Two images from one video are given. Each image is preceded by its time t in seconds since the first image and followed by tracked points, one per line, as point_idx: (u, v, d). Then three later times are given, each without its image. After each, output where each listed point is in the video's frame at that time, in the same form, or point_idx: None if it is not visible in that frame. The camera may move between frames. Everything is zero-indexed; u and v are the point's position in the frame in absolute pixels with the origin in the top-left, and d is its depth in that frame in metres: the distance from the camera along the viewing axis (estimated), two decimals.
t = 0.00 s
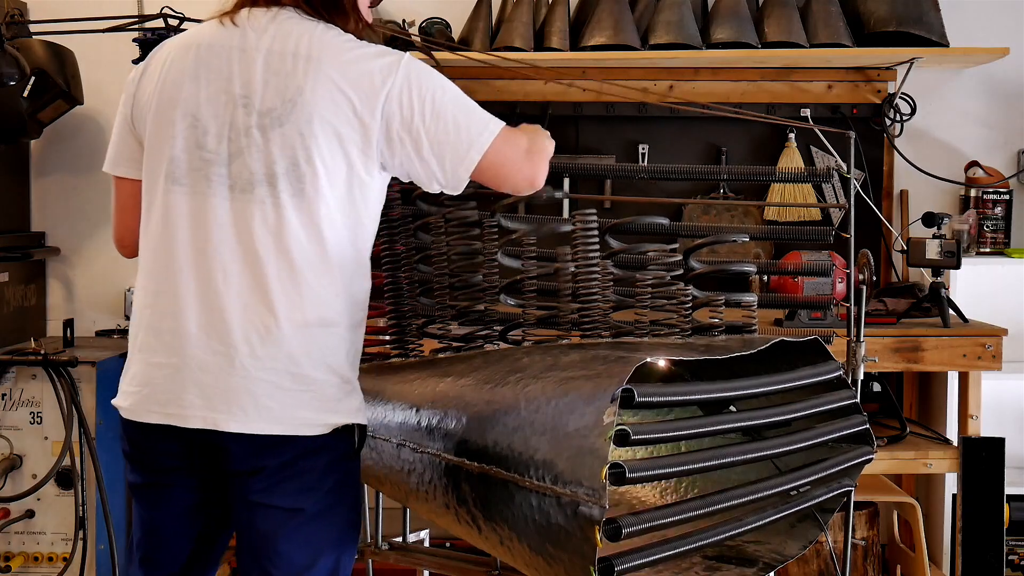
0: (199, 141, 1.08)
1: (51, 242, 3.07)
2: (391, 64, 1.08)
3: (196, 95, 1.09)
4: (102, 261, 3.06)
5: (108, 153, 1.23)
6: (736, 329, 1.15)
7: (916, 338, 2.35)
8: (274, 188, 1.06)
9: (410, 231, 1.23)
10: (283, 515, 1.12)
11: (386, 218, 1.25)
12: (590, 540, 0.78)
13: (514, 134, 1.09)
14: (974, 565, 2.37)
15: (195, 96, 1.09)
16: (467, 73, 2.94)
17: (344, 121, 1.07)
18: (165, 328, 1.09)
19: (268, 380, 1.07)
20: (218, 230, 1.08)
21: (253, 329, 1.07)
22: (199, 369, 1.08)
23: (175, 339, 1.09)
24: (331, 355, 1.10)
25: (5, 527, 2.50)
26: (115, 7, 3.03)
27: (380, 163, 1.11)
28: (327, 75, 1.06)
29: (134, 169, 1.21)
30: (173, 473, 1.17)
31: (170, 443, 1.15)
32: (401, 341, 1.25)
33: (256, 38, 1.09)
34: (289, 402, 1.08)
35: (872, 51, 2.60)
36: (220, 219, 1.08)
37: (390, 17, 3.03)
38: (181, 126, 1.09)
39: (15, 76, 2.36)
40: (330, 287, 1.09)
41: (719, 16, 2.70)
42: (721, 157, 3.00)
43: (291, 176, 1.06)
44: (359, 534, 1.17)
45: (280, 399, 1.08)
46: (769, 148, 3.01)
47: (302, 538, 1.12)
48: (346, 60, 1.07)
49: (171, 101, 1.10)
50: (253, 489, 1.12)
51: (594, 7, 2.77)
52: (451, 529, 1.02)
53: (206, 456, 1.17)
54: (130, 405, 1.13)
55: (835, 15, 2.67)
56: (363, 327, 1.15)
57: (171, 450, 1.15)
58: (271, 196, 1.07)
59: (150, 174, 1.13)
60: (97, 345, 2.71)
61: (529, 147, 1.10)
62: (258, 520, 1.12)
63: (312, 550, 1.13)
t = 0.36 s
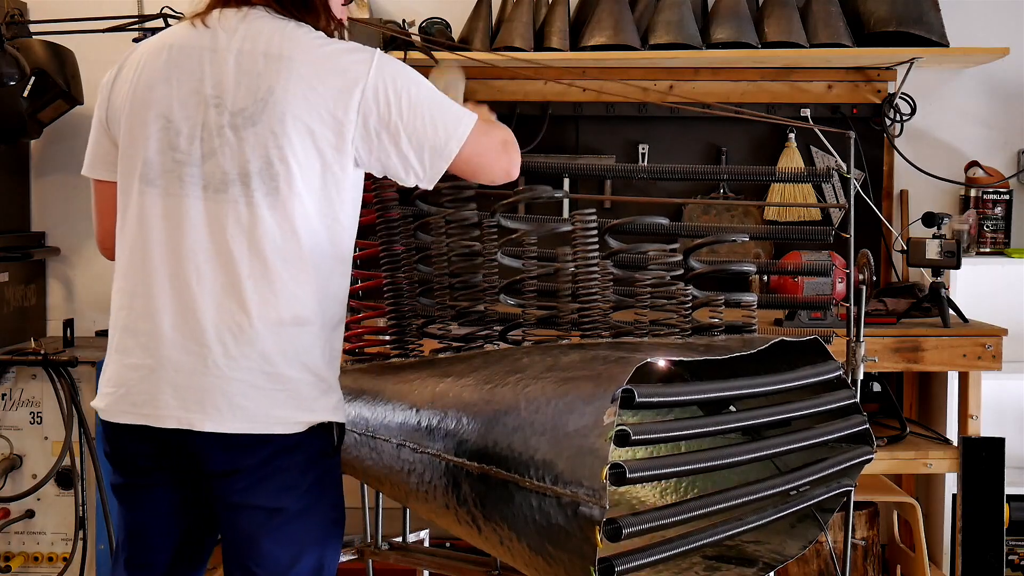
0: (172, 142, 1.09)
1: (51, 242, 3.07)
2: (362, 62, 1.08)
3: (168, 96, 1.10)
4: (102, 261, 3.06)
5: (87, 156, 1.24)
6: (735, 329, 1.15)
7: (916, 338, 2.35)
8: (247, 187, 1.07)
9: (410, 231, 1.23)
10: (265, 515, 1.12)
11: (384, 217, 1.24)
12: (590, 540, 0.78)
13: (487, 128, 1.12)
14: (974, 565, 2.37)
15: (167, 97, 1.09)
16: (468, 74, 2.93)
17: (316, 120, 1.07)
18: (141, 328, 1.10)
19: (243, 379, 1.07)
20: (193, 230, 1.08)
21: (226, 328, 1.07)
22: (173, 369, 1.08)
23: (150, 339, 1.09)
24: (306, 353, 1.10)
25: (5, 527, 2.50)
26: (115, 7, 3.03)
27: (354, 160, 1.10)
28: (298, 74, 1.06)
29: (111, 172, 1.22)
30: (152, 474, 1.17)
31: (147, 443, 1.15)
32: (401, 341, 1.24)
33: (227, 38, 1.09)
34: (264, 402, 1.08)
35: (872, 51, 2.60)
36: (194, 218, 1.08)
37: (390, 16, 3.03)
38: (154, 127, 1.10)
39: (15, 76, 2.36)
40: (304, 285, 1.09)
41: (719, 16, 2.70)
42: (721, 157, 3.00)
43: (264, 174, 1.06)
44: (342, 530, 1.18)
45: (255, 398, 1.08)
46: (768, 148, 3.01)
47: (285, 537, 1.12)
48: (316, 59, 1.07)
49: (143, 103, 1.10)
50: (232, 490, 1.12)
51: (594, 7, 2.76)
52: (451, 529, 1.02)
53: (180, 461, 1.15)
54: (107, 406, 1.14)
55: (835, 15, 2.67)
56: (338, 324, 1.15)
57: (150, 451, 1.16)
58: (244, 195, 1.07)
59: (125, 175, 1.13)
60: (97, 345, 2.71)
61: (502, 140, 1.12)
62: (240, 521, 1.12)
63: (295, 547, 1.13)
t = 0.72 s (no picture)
0: (163, 143, 1.09)
1: (50, 242, 3.07)
2: (350, 61, 1.08)
3: (158, 97, 1.10)
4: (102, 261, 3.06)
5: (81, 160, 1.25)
6: (736, 329, 1.15)
7: (916, 338, 2.35)
8: (236, 187, 1.07)
9: (410, 231, 1.23)
10: (259, 515, 1.12)
11: (384, 217, 1.23)
12: (590, 541, 0.78)
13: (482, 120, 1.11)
14: (974, 565, 2.36)
15: (156, 98, 1.10)
16: (468, 73, 2.93)
17: (304, 119, 1.07)
18: (132, 330, 1.10)
19: (234, 380, 1.07)
20: (183, 231, 1.08)
21: (217, 329, 1.07)
22: (165, 370, 1.08)
23: (141, 340, 1.09)
24: (297, 353, 1.10)
25: (5, 527, 2.50)
26: (115, 7, 3.03)
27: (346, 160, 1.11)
28: (287, 74, 1.06)
29: (103, 175, 1.23)
30: (146, 474, 1.18)
31: (141, 443, 1.16)
32: (401, 341, 1.24)
33: (215, 38, 1.09)
34: (255, 401, 1.08)
35: (872, 51, 2.60)
36: (184, 220, 1.08)
37: (390, 17, 3.03)
38: (145, 128, 1.10)
39: (15, 76, 2.36)
40: (295, 284, 1.09)
41: (719, 16, 2.70)
42: (721, 157, 3.00)
43: (253, 175, 1.07)
44: (338, 530, 1.17)
45: (246, 398, 1.08)
46: (768, 148, 3.01)
47: (280, 536, 1.12)
48: (305, 59, 1.07)
49: (134, 105, 1.10)
50: (226, 491, 1.12)
51: (594, 7, 2.76)
52: (451, 530, 1.02)
53: (175, 461, 1.16)
54: (100, 408, 1.13)
55: (835, 15, 2.67)
56: (332, 325, 1.15)
57: (145, 451, 1.16)
58: (233, 195, 1.07)
59: (117, 177, 1.13)
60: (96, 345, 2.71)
61: (496, 133, 1.12)
62: (234, 521, 1.12)
63: (290, 547, 1.12)
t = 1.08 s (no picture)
0: (183, 142, 1.09)
1: (50, 242, 3.07)
2: (375, 65, 1.07)
3: (180, 95, 1.10)
4: (102, 261, 3.06)
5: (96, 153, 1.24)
6: (736, 329, 1.15)
7: (916, 338, 2.35)
8: (257, 189, 1.06)
9: (410, 231, 1.23)
10: (273, 517, 1.12)
11: (385, 217, 1.25)
12: (591, 540, 0.78)
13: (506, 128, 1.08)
14: (974, 565, 2.36)
15: (179, 97, 1.10)
16: (468, 73, 2.93)
17: (326, 122, 1.06)
18: (148, 328, 1.10)
19: (249, 382, 1.07)
20: (201, 231, 1.08)
21: (235, 331, 1.07)
22: (180, 370, 1.08)
23: (156, 339, 1.09)
24: (313, 357, 1.09)
25: (5, 527, 2.50)
26: (115, 7, 3.03)
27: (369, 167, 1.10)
28: (310, 76, 1.06)
29: (121, 167, 1.22)
30: (159, 473, 1.17)
31: (153, 443, 1.15)
32: (401, 341, 1.24)
33: (240, 39, 1.09)
34: (269, 405, 1.08)
35: (872, 51, 2.60)
36: (203, 219, 1.08)
37: (390, 16, 3.03)
38: (166, 126, 1.10)
39: (15, 76, 2.35)
40: (314, 288, 1.08)
41: (719, 16, 2.70)
42: (721, 157, 3.00)
43: (273, 177, 1.06)
44: (351, 531, 1.17)
45: (261, 401, 1.07)
46: (768, 148, 3.01)
47: (294, 538, 1.12)
48: (330, 61, 1.06)
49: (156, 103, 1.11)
50: (240, 493, 1.12)
51: (594, 7, 2.77)
52: (451, 530, 1.02)
53: (189, 462, 1.16)
54: (113, 404, 1.13)
55: (835, 15, 2.67)
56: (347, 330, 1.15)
57: (157, 451, 1.16)
58: (253, 197, 1.07)
59: (135, 174, 1.14)
60: (96, 345, 2.71)
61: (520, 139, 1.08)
62: (248, 523, 1.12)
63: (304, 549, 1.13)
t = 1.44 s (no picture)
0: (203, 141, 1.09)
1: (51, 242, 3.07)
2: (395, 71, 1.07)
3: (200, 95, 1.09)
4: (102, 261, 3.06)
5: (109, 151, 1.23)
6: (736, 329, 1.14)
7: (916, 338, 2.35)
8: (276, 190, 1.06)
9: (410, 231, 1.23)
10: (287, 518, 1.12)
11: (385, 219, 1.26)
12: (590, 540, 0.78)
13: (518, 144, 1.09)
14: (974, 565, 2.36)
15: (198, 96, 1.09)
16: (467, 73, 2.93)
17: (346, 125, 1.07)
18: (165, 328, 1.09)
19: (267, 382, 1.07)
20: (220, 231, 1.08)
21: (254, 331, 1.07)
22: (198, 370, 1.08)
23: (174, 338, 1.09)
24: (331, 358, 1.10)
25: (5, 527, 2.50)
26: (115, 7, 3.03)
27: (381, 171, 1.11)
28: (331, 79, 1.06)
29: (135, 167, 1.21)
30: (173, 475, 1.17)
31: (166, 443, 1.15)
32: (401, 341, 1.24)
33: (261, 40, 1.09)
34: (288, 405, 1.08)
35: (872, 51, 2.60)
36: (221, 219, 1.08)
37: (389, 16, 3.03)
38: (185, 125, 1.09)
39: (15, 76, 2.35)
40: (332, 290, 1.09)
41: (719, 16, 2.70)
42: (721, 157, 3.00)
43: (293, 178, 1.06)
44: (361, 533, 1.18)
45: (280, 401, 1.08)
46: (769, 148, 3.01)
47: (307, 539, 1.13)
48: (350, 64, 1.07)
49: (175, 102, 1.10)
50: (255, 493, 1.12)
51: (594, 7, 2.76)
52: (451, 530, 1.02)
53: (203, 462, 1.16)
54: (129, 403, 1.13)
55: (835, 15, 2.67)
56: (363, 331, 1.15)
57: (169, 451, 1.15)
58: (273, 198, 1.07)
59: (151, 173, 1.13)
60: (97, 345, 2.71)
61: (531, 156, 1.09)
62: (261, 523, 1.12)
63: (317, 550, 1.13)
